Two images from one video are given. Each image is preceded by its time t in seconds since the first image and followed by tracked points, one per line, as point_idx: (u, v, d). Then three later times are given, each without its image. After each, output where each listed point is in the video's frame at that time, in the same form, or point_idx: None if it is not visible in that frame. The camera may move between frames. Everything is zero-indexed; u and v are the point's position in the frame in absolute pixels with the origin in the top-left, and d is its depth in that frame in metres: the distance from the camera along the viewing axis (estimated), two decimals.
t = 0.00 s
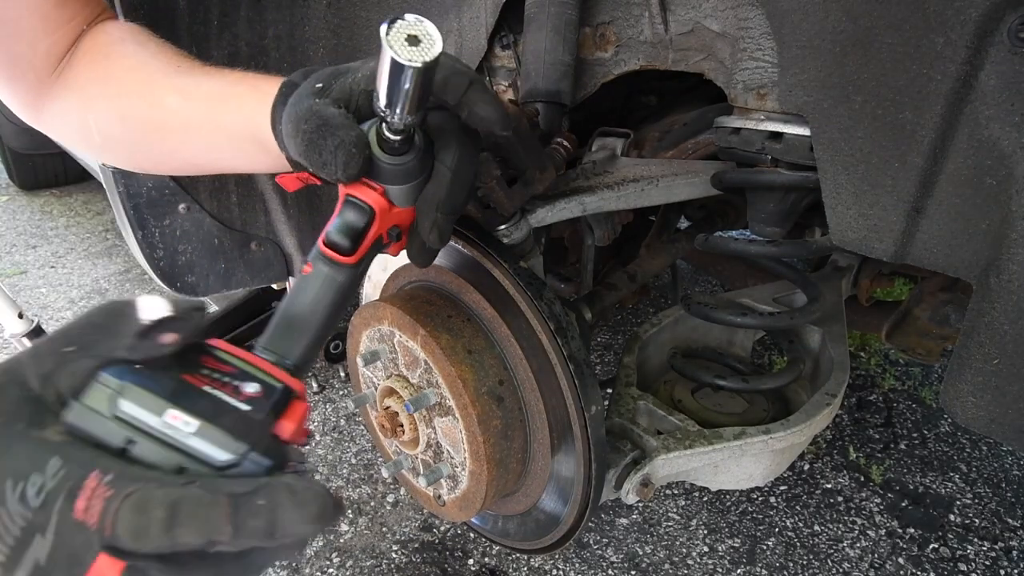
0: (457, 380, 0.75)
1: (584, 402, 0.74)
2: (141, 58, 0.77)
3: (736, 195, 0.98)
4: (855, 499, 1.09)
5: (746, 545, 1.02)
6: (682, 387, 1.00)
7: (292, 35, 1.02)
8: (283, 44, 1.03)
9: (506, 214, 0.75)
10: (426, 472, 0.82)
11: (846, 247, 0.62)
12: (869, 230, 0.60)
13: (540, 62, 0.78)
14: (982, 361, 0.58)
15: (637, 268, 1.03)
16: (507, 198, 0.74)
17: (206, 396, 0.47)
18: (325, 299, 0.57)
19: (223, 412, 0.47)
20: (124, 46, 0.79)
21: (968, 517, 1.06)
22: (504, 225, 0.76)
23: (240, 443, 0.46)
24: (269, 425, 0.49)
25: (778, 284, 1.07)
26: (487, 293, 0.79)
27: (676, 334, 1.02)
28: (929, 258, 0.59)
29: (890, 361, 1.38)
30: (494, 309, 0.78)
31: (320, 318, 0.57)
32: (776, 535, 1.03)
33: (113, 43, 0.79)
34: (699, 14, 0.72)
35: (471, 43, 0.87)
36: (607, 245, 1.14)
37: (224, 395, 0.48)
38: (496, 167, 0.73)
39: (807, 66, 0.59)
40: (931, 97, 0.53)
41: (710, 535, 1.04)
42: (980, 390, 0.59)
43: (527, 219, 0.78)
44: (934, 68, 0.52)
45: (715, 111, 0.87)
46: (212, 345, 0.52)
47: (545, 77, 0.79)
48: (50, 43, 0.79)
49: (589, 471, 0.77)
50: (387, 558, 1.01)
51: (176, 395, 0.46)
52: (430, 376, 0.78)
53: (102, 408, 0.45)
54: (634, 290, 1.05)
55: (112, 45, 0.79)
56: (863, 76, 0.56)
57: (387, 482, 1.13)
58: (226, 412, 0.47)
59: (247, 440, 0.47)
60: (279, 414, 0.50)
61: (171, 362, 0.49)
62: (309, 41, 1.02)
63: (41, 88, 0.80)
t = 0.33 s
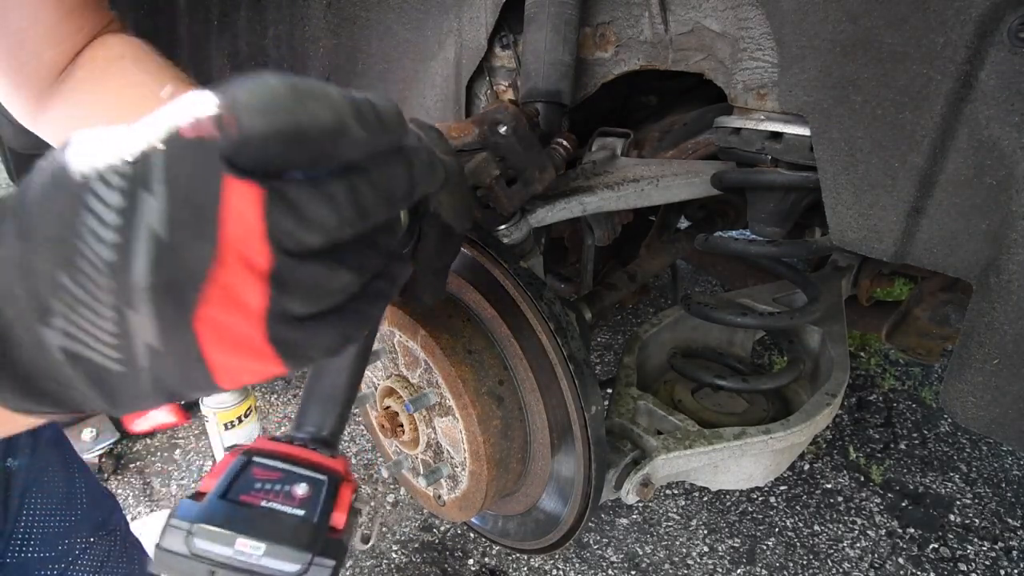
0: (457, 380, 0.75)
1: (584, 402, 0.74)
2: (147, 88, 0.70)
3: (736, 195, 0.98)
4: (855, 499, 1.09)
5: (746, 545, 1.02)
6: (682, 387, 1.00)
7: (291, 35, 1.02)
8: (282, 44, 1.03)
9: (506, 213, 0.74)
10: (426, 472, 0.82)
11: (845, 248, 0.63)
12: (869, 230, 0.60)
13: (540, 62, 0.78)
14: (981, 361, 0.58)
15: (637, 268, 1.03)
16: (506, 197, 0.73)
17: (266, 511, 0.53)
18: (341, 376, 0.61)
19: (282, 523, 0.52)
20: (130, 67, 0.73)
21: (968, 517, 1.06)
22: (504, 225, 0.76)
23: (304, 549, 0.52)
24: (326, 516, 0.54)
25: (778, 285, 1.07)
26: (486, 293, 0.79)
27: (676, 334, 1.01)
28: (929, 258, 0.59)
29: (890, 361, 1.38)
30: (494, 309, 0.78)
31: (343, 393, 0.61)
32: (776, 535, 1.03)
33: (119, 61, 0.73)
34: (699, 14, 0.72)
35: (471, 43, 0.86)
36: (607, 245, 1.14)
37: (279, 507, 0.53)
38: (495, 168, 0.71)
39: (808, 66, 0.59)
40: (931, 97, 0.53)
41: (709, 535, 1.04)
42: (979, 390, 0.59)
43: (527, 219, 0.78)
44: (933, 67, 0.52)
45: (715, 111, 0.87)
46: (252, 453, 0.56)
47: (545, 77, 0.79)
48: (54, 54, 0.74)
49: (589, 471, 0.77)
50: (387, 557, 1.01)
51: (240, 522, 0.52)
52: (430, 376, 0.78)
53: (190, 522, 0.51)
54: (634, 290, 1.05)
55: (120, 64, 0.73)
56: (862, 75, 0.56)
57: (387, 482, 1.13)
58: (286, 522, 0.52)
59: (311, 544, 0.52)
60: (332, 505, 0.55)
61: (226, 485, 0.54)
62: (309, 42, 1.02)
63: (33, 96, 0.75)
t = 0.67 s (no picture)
0: (457, 380, 0.75)
1: (584, 402, 0.74)
2: (123, 91, 0.77)
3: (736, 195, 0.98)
4: (855, 499, 1.09)
5: (746, 545, 1.02)
6: (682, 386, 1.00)
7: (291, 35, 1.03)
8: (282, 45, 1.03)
9: (506, 212, 0.74)
10: (427, 472, 0.82)
11: (845, 248, 0.63)
12: (869, 230, 0.60)
13: (540, 62, 0.78)
14: (981, 361, 0.58)
15: (637, 267, 1.03)
16: (506, 198, 0.73)
17: (143, 487, 0.50)
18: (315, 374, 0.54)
19: (155, 505, 0.48)
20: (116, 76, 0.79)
21: (968, 517, 1.06)
22: (504, 225, 0.77)
23: (177, 540, 0.47)
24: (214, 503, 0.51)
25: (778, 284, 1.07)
26: (487, 293, 0.79)
27: (676, 334, 1.01)
28: (929, 258, 0.59)
29: (890, 361, 1.38)
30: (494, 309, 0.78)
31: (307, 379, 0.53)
32: (776, 535, 1.03)
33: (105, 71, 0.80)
34: (699, 14, 0.72)
35: (471, 43, 0.86)
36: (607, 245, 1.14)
37: (161, 486, 0.50)
38: (495, 168, 0.72)
39: (808, 66, 0.60)
40: (931, 97, 0.53)
41: (709, 535, 1.04)
42: (979, 391, 0.59)
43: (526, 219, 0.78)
44: (933, 67, 0.52)
45: (715, 111, 0.87)
46: (146, 430, 0.56)
47: (545, 77, 0.79)
48: (40, 65, 0.81)
49: (589, 471, 0.77)
50: (387, 557, 1.01)
51: (112, 494, 0.48)
52: (430, 376, 0.78)
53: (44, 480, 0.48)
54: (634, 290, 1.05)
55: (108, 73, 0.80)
56: (862, 75, 0.56)
57: (387, 482, 1.13)
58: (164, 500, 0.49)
59: (187, 536, 0.47)
60: (224, 499, 0.52)
61: (110, 452, 0.52)
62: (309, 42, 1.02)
63: (19, 100, 0.81)
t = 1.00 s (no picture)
0: (457, 380, 0.75)
1: (584, 402, 0.74)
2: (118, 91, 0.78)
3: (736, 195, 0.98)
4: (855, 499, 1.09)
5: (746, 545, 1.02)
6: (682, 386, 1.00)
7: (291, 35, 1.03)
8: (282, 45, 1.04)
9: (506, 212, 0.74)
10: (427, 472, 0.82)
11: (846, 248, 0.63)
12: (869, 230, 0.60)
13: (540, 62, 0.78)
14: (981, 361, 0.58)
15: (637, 267, 1.03)
16: (507, 198, 0.73)
17: (171, 532, 0.52)
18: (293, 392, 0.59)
19: (183, 550, 0.51)
20: (110, 77, 0.80)
21: (968, 517, 1.06)
22: (504, 225, 0.77)
23: None
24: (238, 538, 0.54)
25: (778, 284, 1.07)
26: (486, 293, 0.79)
27: (676, 334, 1.01)
28: (929, 258, 0.59)
29: (890, 361, 1.38)
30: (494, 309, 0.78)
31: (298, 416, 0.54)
32: (776, 535, 1.03)
33: (100, 72, 0.81)
34: (699, 14, 0.72)
35: (471, 44, 0.86)
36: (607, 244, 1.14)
37: (187, 529, 0.53)
38: (495, 168, 0.71)
39: (807, 66, 0.60)
40: (931, 97, 0.53)
41: (709, 535, 1.04)
42: (980, 391, 0.59)
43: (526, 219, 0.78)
44: (933, 67, 0.52)
45: (715, 111, 0.87)
46: (164, 467, 0.58)
47: (545, 77, 0.79)
48: (35, 66, 0.82)
49: (589, 471, 0.77)
50: (387, 558, 1.01)
51: (142, 543, 0.51)
52: (430, 376, 0.78)
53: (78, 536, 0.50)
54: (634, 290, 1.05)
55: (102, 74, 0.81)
56: (861, 75, 0.56)
57: (387, 482, 1.13)
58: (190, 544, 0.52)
59: None
60: (247, 533, 0.55)
61: (132, 497, 0.54)
62: (309, 42, 1.02)
63: (14, 100, 0.82)
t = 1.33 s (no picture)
0: (457, 380, 0.76)
1: (583, 402, 0.74)
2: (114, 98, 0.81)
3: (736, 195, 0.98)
4: (855, 499, 1.09)
5: (746, 545, 1.02)
6: (682, 386, 1.00)
7: (292, 36, 1.03)
8: (282, 45, 1.04)
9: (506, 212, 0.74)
10: (427, 472, 0.82)
11: (845, 248, 0.63)
12: (869, 230, 0.60)
13: (540, 62, 0.78)
14: (981, 361, 0.58)
15: (637, 268, 1.03)
16: (506, 198, 0.73)
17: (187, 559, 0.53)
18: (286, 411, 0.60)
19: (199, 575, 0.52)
20: (105, 82, 0.83)
21: (968, 517, 1.06)
22: (504, 225, 0.77)
23: None
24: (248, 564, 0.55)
25: (778, 285, 1.07)
26: (486, 293, 0.79)
27: (676, 334, 1.01)
28: (929, 258, 0.59)
29: (890, 361, 1.38)
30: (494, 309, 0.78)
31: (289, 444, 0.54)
32: (776, 535, 1.03)
33: (97, 76, 0.84)
34: (699, 14, 0.72)
35: (471, 43, 0.86)
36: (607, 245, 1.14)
37: (203, 555, 0.53)
38: (495, 168, 0.71)
39: (807, 66, 0.60)
40: (931, 97, 0.53)
41: (710, 535, 1.04)
42: (980, 390, 0.59)
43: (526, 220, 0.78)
44: (933, 68, 0.52)
45: (715, 111, 0.88)
46: (176, 497, 0.59)
47: (545, 77, 0.79)
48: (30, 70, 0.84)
49: (589, 471, 0.77)
50: (387, 557, 1.01)
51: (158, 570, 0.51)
52: (430, 376, 0.78)
53: (100, 568, 0.49)
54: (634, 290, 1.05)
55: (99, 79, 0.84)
56: (861, 75, 0.56)
57: (387, 482, 1.13)
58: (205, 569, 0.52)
59: None
60: (260, 556, 0.55)
61: (147, 527, 0.55)
62: (309, 43, 1.02)
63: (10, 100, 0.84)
